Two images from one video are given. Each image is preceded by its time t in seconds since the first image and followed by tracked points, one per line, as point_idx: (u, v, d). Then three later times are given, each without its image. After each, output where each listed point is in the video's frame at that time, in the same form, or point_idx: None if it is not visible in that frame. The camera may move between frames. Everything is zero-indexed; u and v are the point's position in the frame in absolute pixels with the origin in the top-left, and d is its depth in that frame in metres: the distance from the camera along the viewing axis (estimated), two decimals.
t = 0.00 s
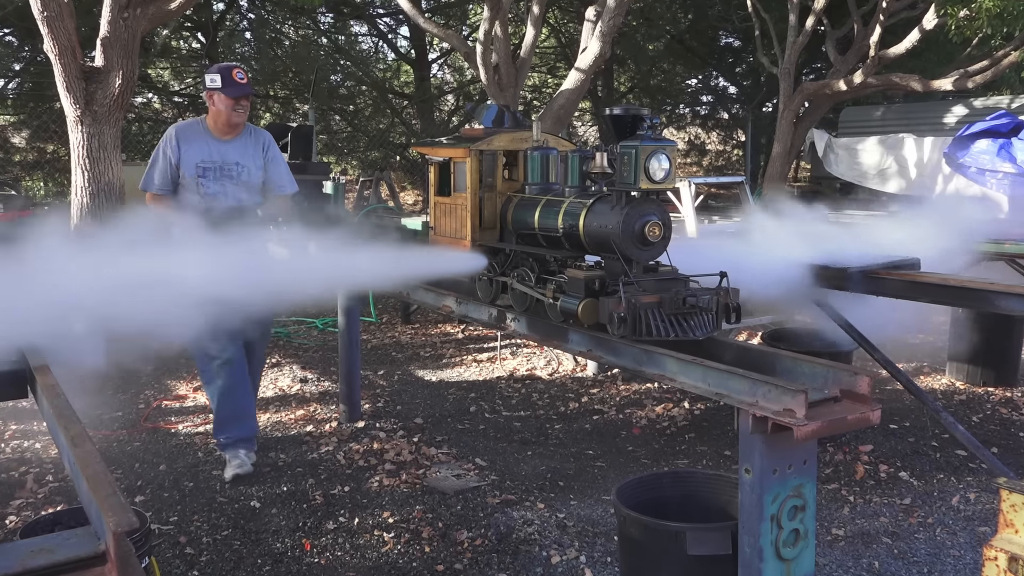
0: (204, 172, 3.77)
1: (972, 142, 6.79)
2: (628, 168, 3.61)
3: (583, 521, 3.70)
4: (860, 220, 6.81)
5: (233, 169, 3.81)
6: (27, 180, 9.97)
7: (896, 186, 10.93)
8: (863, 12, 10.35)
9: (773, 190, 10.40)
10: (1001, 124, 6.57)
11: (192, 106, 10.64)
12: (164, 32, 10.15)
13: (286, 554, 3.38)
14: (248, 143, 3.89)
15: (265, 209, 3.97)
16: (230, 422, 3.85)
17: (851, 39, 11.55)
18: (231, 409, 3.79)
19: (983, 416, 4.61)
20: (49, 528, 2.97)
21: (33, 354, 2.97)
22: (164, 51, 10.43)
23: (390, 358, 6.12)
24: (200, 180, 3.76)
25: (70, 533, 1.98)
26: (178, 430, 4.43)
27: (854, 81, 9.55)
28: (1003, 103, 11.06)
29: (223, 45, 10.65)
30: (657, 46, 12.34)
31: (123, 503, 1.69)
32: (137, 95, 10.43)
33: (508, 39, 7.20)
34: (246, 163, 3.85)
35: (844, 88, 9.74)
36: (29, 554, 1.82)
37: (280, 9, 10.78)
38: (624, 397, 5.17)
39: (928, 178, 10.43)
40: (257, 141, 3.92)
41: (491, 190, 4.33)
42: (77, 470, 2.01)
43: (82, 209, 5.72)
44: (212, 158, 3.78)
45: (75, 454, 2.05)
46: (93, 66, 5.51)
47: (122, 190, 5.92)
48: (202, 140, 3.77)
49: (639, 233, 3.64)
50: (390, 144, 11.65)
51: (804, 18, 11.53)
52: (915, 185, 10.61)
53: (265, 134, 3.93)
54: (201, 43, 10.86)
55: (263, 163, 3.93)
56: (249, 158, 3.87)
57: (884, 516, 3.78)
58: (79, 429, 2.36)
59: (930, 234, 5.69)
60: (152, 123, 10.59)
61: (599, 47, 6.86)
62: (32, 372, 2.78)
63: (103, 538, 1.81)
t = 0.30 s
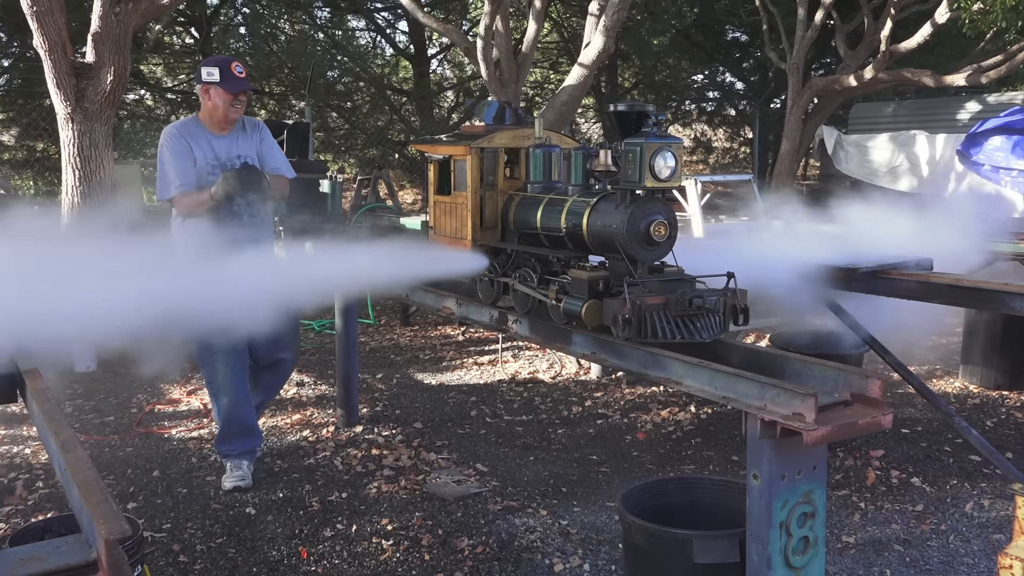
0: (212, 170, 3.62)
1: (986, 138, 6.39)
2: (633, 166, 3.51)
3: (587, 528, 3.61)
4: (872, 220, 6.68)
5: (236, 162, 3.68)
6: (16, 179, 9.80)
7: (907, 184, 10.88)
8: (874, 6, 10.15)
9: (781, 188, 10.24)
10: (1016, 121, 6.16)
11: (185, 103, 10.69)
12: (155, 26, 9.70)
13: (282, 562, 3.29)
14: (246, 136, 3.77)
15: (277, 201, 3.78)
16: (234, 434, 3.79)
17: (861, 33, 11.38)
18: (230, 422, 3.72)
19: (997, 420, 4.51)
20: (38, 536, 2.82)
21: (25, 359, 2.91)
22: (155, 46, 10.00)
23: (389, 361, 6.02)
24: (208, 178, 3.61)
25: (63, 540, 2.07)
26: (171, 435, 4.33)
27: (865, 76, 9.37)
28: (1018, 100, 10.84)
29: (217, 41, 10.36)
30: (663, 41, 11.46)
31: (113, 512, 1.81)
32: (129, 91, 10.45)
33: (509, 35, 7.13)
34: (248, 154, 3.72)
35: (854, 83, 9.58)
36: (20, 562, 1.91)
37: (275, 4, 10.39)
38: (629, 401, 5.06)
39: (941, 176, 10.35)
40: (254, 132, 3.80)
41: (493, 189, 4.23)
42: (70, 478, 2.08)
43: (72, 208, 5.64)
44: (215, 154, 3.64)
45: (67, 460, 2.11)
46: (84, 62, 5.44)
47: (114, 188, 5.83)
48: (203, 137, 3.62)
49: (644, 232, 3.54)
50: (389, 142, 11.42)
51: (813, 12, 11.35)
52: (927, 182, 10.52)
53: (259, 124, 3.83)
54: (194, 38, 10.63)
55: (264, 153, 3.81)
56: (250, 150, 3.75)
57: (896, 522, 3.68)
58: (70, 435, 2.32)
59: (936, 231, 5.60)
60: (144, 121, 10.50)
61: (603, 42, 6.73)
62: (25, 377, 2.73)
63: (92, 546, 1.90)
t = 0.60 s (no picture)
0: (221, 168, 3.51)
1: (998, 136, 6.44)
2: (637, 163, 3.41)
3: (589, 534, 3.51)
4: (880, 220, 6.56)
5: (245, 158, 3.56)
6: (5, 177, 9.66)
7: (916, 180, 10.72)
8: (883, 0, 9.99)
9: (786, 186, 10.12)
10: None
11: (177, 99, 10.09)
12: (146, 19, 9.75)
13: (275, 571, 3.19)
14: (253, 127, 3.63)
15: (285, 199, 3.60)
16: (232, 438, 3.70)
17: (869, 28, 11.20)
18: (224, 427, 3.62)
19: (1010, 424, 4.42)
20: (25, 542, 2.68)
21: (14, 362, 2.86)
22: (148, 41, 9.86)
23: (386, 363, 5.92)
24: (221, 175, 3.50)
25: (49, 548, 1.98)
26: (163, 440, 4.23)
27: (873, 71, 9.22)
28: None
29: (210, 35, 10.09)
30: (667, 35, 11.23)
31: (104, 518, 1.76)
32: (120, 87, 10.18)
33: (509, 29, 7.03)
34: (256, 149, 3.60)
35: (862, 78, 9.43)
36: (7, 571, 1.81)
37: None
38: (632, 404, 4.96)
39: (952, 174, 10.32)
40: (261, 122, 3.66)
41: (492, 187, 4.14)
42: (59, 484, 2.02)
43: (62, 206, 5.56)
44: (224, 150, 3.52)
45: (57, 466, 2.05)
46: (73, 57, 5.34)
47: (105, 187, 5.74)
48: (210, 133, 3.48)
49: (647, 231, 3.45)
50: (386, 139, 11.23)
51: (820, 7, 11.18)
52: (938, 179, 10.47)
53: (264, 114, 3.67)
54: (187, 33, 10.24)
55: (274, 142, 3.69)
56: (257, 143, 3.62)
57: (906, 529, 3.58)
58: (58, 439, 2.29)
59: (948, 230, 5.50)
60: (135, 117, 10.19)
61: (605, 36, 6.62)
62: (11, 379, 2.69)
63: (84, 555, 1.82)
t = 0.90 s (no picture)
0: (243, 168, 3.39)
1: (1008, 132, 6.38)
2: (638, 160, 3.31)
3: (589, 541, 3.41)
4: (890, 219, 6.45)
5: (272, 162, 3.45)
6: None
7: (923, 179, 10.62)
8: None
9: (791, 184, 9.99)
10: None
11: (166, 94, 9.79)
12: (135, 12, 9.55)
13: None
14: (288, 133, 3.53)
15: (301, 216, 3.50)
16: (227, 443, 3.63)
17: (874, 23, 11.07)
18: (221, 431, 3.56)
19: (1020, 428, 4.34)
20: (9, 551, 2.57)
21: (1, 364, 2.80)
22: (136, 34, 9.69)
23: (381, 366, 5.82)
24: (241, 176, 3.39)
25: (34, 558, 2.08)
26: (151, 444, 4.13)
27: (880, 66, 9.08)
28: None
29: (199, 28, 9.87)
30: (668, 29, 11.00)
31: (89, 526, 1.89)
32: (106, 81, 9.53)
33: (507, 22, 6.92)
34: (288, 155, 3.49)
35: (869, 73, 9.30)
36: None
37: None
38: (633, 407, 4.87)
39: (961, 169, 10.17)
40: (298, 130, 3.57)
41: (490, 185, 4.04)
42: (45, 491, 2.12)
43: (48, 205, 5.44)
44: (252, 150, 3.41)
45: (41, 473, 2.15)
46: (60, 51, 5.24)
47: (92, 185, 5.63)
48: (239, 131, 3.38)
49: (649, 230, 3.35)
50: (381, 135, 10.83)
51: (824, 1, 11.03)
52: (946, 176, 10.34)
53: (303, 124, 3.58)
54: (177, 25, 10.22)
55: (306, 151, 3.58)
56: (290, 151, 3.52)
57: (914, 535, 3.48)
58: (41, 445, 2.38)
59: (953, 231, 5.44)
60: (123, 112, 9.72)
61: (605, 29, 6.53)
62: None
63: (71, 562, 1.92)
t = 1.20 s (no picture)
0: (270, 166, 3.21)
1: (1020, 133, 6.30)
2: (641, 161, 3.22)
3: (590, 552, 3.32)
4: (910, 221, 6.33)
5: (301, 162, 3.27)
6: None
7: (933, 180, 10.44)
8: None
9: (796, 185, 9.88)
10: None
11: (156, 92, 9.71)
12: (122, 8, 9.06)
13: None
14: (321, 134, 3.36)
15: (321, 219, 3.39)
16: (242, 447, 3.44)
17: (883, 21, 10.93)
18: (244, 434, 3.38)
19: None
20: None
21: None
22: (125, 31, 9.24)
23: (376, 371, 5.72)
24: (266, 174, 3.21)
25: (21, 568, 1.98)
26: (140, 452, 4.04)
27: (889, 65, 8.96)
28: None
29: (190, 25, 9.44)
30: (671, 27, 10.85)
31: (77, 535, 1.79)
32: (95, 79, 9.44)
33: (506, 19, 6.80)
34: (317, 157, 3.32)
35: (877, 72, 9.18)
36: None
37: None
38: (635, 414, 4.77)
39: (970, 172, 9.98)
40: (335, 132, 3.40)
41: (489, 186, 3.94)
42: (32, 500, 2.02)
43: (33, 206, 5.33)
44: (282, 148, 3.23)
45: (27, 481, 2.05)
46: (47, 48, 5.14)
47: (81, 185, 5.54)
48: (271, 128, 3.22)
49: (652, 233, 3.26)
50: (376, 135, 10.46)
51: None
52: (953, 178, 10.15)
53: (339, 125, 3.41)
54: (166, 22, 9.55)
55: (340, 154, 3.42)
56: (321, 152, 3.34)
57: (923, 546, 3.39)
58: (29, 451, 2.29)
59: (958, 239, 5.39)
60: (112, 111, 9.66)
61: (606, 27, 6.42)
62: None
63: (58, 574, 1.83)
